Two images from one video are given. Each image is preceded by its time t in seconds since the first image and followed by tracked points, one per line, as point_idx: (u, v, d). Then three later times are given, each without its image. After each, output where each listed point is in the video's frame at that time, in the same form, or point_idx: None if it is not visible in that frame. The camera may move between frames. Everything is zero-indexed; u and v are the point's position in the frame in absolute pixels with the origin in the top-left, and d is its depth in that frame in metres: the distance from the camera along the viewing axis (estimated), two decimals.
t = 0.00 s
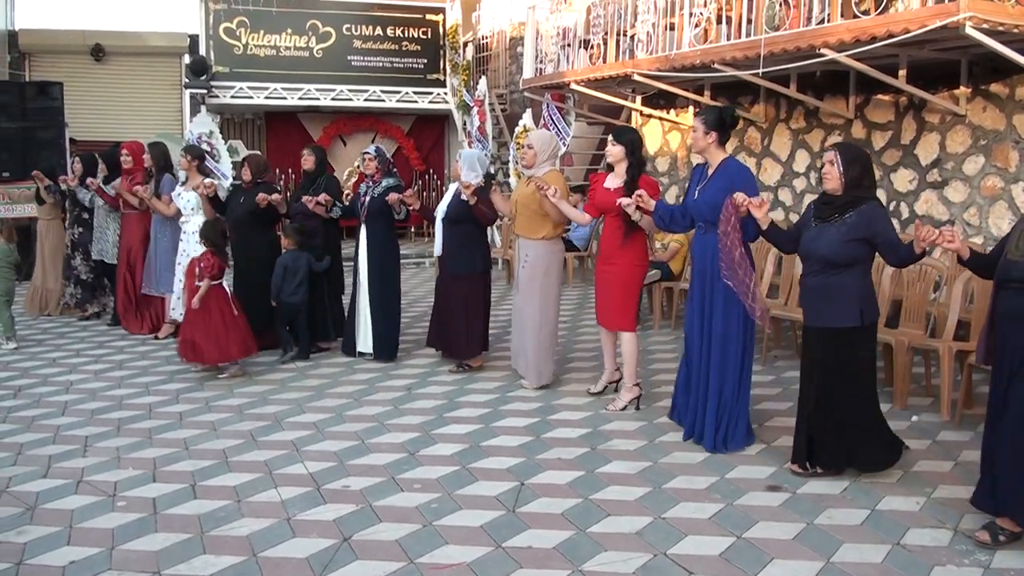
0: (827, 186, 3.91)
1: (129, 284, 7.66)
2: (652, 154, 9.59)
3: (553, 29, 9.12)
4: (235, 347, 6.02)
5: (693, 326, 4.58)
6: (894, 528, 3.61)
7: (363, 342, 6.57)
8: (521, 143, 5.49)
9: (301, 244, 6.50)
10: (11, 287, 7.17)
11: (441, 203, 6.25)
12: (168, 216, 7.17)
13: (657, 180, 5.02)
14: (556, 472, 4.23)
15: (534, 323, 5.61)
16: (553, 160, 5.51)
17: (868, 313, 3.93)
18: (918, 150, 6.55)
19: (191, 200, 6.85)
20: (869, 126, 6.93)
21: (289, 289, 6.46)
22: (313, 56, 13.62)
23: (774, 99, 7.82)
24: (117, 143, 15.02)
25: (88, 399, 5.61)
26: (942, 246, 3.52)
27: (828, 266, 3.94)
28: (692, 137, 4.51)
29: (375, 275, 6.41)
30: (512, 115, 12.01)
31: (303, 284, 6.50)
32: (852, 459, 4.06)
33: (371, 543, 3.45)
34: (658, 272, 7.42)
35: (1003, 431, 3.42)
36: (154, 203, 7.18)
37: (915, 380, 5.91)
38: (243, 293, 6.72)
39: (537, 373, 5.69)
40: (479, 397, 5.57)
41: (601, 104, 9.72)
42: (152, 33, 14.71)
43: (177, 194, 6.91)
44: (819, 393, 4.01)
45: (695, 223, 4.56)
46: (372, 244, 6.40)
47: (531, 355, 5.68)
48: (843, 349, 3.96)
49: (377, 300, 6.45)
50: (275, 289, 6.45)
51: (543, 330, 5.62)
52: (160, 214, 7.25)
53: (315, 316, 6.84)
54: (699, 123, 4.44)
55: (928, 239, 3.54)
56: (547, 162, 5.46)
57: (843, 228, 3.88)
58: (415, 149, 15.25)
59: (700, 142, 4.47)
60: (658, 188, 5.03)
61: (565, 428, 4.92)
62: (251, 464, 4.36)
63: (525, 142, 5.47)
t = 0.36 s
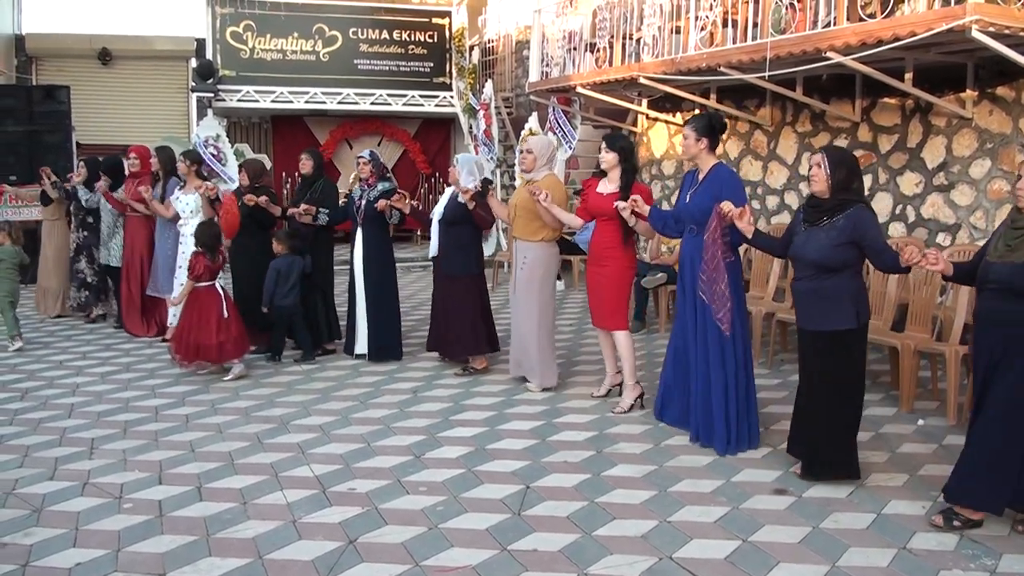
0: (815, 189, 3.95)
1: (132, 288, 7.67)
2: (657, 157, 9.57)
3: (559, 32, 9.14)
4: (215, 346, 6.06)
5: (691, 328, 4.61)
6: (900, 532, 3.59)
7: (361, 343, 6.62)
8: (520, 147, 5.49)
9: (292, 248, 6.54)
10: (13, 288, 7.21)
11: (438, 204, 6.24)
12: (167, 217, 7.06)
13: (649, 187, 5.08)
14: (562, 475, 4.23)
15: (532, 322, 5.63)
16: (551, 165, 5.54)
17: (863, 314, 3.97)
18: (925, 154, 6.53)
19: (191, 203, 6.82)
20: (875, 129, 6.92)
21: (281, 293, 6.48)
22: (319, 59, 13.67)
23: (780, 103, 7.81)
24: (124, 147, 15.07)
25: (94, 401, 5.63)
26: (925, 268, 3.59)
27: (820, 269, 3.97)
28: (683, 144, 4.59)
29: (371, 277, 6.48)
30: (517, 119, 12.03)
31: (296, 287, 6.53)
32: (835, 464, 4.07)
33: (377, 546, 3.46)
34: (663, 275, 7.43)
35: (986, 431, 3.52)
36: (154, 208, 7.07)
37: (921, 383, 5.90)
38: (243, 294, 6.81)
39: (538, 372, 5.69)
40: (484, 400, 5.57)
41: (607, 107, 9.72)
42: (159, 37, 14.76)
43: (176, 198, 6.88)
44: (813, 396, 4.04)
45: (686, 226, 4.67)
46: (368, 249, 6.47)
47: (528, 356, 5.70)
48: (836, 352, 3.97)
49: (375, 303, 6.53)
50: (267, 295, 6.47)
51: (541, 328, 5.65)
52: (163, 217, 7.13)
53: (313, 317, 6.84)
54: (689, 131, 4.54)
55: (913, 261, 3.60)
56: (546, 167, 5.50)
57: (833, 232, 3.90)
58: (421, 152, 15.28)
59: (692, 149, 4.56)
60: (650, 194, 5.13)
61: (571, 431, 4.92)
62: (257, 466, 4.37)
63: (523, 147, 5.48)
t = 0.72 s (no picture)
0: (810, 189, 4.00)
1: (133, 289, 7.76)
2: (662, 158, 9.55)
3: (564, 33, 9.14)
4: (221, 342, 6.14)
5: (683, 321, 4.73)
6: (907, 533, 3.59)
7: (362, 340, 6.70)
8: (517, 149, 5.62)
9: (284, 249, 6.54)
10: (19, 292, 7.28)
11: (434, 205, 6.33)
12: (171, 224, 7.32)
13: (637, 183, 5.15)
14: (568, 476, 4.23)
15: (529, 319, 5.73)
16: (549, 167, 5.65)
17: (856, 312, 4.00)
18: (931, 154, 6.52)
19: (190, 205, 6.75)
20: (881, 129, 6.91)
21: (277, 296, 6.49)
22: (325, 62, 13.69)
23: (785, 103, 7.80)
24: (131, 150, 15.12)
25: (101, 403, 5.64)
26: (885, 251, 3.65)
27: (815, 267, 4.01)
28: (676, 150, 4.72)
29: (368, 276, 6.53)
30: (523, 120, 12.06)
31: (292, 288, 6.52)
32: (826, 461, 4.10)
33: (383, 547, 3.46)
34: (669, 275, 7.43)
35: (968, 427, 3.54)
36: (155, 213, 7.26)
37: (927, 384, 5.89)
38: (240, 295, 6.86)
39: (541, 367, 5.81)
40: (490, 401, 5.57)
41: (613, 108, 9.72)
42: (165, 40, 14.81)
43: (175, 200, 6.81)
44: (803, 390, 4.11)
45: (681, 225, 4.78)
46: (366, 249, 6.54)
47: (518, 351, 5.82)
48: (826, 350, 4.02)
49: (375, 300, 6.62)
50: (264, 296, 6.50)
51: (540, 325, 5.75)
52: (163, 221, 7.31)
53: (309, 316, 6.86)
54: (678, 137, 4.68)
55: (875, 246, 3.68)
56: (543, 169, 5.62)
57: (825, 230, 3.97)
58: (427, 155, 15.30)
59: (686, 154, 4.69)
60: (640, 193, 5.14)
61: (577, 432, 4.92)
62: (264, 468, 4.38)
63: (520, 149, 5.60)
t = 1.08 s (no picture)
0: (807, 186, 4.10)
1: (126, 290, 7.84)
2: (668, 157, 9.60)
3: (569, 33, 9.14)
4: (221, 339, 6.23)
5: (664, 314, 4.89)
6: (914, 531, 3.58)
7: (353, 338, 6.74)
8: (511, 149, 5.70)
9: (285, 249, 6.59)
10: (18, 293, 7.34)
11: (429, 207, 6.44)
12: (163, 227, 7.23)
13: (618, 183, 5.20)
14: (574, 476, 4.23)
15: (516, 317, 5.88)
16: (542, 166, 5.75)
17: (848, 303, 4.07)
18: (937, 151, 6.50)
19: (181, 210, 6.43)
20: (886, 127, 6.89)
21: (283, 295, 6.56)
22: (330, 63, 13.71)
23: (791, 101, 7.78)
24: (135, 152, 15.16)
25: (108, 405, 5.66)
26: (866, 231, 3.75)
27: (811, 260, 4.13)
28: (660, 153, 4.86)
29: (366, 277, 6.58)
30: (528, 120, 12.05)
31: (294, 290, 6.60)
32: (823, 450, 4.16)
33: (389, 548, 3.46)
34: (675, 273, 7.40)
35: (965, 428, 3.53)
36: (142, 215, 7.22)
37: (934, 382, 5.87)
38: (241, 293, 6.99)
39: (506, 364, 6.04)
40: (496, 401, 5.57)
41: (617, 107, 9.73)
42: (171, 42, 14.85)
43: (168, 206, 6.51)
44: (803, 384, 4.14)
45: (667, 225, 4.92)
46: (364, 249, 6.58)
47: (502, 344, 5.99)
48: (820, 339, 4.10)
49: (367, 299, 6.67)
50: (269, 297, 6.57)
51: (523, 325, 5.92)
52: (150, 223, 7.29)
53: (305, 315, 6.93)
54: (660, 141, 4.83)
55: (858, 228, 3.80)
56: (537, 167, 5.70)
57: (821, 225, 4.09)
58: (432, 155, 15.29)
59: (669, 157, 4.83)
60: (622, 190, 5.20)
61: (583, 431, 4.92)
62: (270, 469, 4.39)
63: (514, 149, 5.69)
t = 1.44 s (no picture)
0: (789, 184, 4.25)
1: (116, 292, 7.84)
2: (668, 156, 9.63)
3: (567, 31, 9.13)
4: (202, 340, 6.17)
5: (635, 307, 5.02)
6: (914, 528, 3.58)
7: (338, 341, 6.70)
8: (499, 147, 5.72)
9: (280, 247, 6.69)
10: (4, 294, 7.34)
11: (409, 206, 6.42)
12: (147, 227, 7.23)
13: (597, 181, 5.31)
14: (573, 475, 4.23)
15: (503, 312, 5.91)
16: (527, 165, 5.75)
17: (833, 299, 4.23)
18: (935, 149, 6.50)
19: (164, 208, 6.84)
20: (885, 124, 6.89)
21: (276, 292, 6.61)
22: (328, 62, 13.70)
23: (789, 99, 7.78)
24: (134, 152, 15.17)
25: (107, 405, 5.65)
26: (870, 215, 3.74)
27: (797, 255, 4.25)
28: (635, 151, 4.92)
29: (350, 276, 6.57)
30: (527, 119, 12.03)
31: (288, 288, 6.64)
32: (818, 434, 4.37)
33: (390, 547, 3.46)
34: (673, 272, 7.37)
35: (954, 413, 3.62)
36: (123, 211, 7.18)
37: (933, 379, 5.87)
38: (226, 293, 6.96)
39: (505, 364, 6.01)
40: (495, 400, 5.57)
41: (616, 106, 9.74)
42: (169, 42, 14.84)
43: (151, 202, 6.90)
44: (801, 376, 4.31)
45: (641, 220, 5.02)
46: (347, 250, 6.56)
47: (498, 346, 5.99)
48: (809, 330, 4.26)
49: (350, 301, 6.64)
50: (261, 291, 6.61)
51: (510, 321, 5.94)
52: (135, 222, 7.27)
53: (297, 315, 6.95)
54: (636, 141, 4.88)
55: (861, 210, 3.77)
56: (522, 167, 5.71)
57: (805, 221, 4.21)
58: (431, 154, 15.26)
59: (644, 155, 4.89)
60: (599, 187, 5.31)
61: (583, 430, 4.92)
62: (270, 469, 4.39)
63: (501, 147, 5.71)
